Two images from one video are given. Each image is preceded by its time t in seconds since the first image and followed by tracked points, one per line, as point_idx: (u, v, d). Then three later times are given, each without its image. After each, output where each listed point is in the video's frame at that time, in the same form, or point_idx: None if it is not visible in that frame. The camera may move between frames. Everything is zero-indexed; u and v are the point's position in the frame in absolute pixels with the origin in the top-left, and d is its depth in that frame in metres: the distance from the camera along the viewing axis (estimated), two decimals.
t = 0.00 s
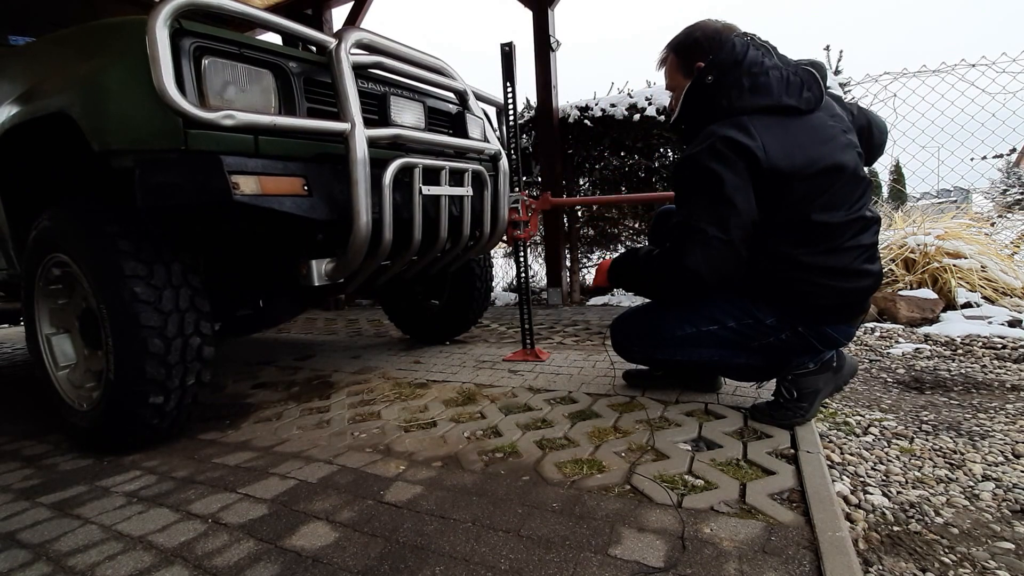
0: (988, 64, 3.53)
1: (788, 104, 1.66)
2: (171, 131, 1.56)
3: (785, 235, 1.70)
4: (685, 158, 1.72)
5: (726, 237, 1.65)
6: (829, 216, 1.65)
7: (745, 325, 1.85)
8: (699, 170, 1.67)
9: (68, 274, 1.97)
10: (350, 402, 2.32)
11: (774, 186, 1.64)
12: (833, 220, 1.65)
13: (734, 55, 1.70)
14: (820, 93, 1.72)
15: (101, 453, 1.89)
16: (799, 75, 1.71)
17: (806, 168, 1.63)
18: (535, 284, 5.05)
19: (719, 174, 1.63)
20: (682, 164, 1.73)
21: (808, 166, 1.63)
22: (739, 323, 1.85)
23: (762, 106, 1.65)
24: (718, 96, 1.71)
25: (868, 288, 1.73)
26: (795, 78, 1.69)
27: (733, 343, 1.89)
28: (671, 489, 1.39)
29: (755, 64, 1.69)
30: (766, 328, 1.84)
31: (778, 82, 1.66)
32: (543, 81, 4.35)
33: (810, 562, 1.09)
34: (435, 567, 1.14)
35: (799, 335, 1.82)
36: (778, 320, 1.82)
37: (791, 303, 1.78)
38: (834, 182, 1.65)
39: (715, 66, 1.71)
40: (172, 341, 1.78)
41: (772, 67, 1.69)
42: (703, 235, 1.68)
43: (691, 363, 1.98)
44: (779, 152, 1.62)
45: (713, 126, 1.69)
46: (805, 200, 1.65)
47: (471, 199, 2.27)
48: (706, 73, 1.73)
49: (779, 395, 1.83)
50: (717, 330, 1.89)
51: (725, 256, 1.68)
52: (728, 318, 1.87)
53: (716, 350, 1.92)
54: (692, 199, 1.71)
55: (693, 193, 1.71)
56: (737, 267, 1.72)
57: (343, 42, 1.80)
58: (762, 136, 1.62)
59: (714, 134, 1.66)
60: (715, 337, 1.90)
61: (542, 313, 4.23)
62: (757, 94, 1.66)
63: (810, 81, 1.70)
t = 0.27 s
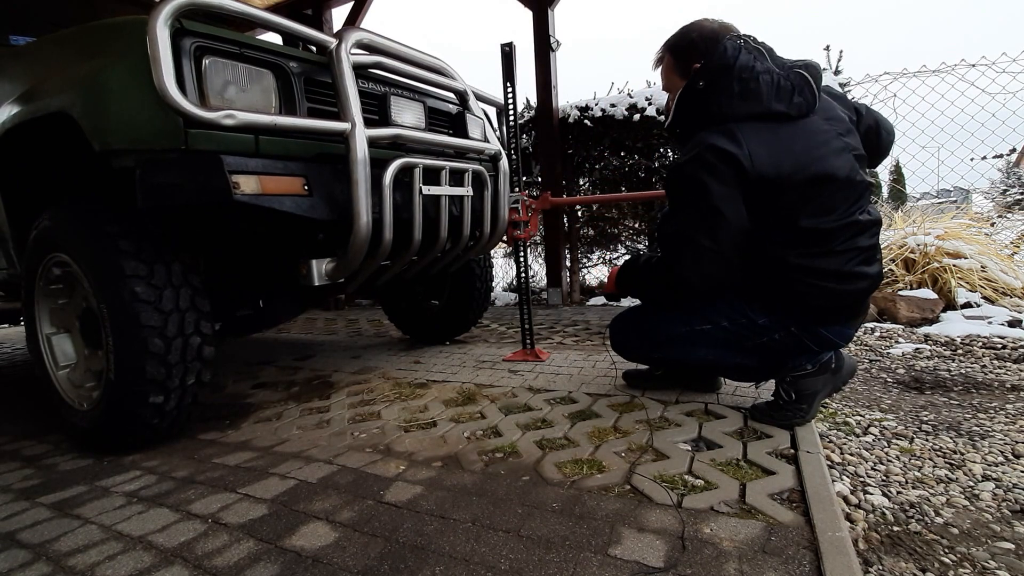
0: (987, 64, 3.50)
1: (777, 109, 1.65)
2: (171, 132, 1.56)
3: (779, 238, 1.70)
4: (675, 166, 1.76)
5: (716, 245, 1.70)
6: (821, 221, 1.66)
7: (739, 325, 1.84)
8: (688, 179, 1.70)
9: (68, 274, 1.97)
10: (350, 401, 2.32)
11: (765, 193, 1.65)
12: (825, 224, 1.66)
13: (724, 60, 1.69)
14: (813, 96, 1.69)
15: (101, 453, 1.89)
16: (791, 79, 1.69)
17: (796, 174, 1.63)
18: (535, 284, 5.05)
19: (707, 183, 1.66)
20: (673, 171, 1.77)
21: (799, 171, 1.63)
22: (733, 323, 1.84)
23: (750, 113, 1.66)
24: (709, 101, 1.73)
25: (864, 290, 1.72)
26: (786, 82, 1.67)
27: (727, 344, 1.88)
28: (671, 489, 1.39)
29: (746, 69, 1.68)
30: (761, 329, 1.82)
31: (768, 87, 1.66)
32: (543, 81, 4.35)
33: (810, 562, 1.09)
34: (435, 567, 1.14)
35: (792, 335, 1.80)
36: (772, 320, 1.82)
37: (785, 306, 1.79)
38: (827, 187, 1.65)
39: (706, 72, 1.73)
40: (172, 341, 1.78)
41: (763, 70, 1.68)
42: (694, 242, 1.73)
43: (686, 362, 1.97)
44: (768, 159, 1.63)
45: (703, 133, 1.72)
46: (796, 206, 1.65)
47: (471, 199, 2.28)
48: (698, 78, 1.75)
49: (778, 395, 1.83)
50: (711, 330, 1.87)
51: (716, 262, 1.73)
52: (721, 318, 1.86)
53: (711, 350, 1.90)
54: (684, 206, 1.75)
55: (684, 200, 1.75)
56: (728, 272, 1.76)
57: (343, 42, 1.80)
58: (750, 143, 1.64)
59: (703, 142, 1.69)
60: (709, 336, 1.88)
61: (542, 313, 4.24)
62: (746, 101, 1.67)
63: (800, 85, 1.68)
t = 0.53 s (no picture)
0: (987, 64, 3.49)
1: (784, 110, 1.66)
2: (171, 131, 1.56)
3: (783, 238, 1.70)
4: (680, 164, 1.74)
5: (722, 245, 1.69)
6: (823, 221, 1.67)
7: (742, 326, 1.84)
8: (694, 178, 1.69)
9: (68, 274, 1.97)
10: (350, 401, 2.32)
11: (770, 192, 1.66)
12: (827, 225, 1.68)
13: (730, 58, 1.68)
14: (817, 98, 1.72)
15: (101, 453, 1.89)
16: (798, 80, 1.70)
17: (802, 174, 1.63)
18: (535, 284, 5.05)
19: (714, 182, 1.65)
20: (677, 169, 1.75)
21: (804, 171, 1.64)
22: (736, 324, 1.85)
23: (759, 112, 1.65)
24: (714, 99, 1.71)
25: (863, 289, 1.75)
26: (793, 83, 1.68)
27: (730, 344, 1.88)
28: (671, 489, 1.39)
29: (753, 67, 1.68)
30: (764, 329, 1.83)
31: (775, 87, 1.66)
32: (543, 81, 4.35)
33: (810, 562, 1.09)
34: (435, 567, 1.14)
35: (795, 335, 1.80)
36: (775, 320, 1.82)
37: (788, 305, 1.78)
38: (830, 187, 1.67)
39: (713, 69, 1.71)
40: (172, 341, 1.78)
41: (770, 70, 1.68)
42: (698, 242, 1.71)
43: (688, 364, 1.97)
44: (773, 159, 1.62)
45: (709, 131, 1.70)
46: (800, 206, 1.66)
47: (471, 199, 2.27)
48: (703, 76, 1.73)
49: (778, 395, 1.83)
50: (714, 331, 1.88)
51: (720, 262, 1.72)
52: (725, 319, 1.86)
53: (713, 351, 1.91)
54: (688, 206, 1.74)
55: (688, 200, 1.73)
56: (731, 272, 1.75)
57: (343, 42, 1.80)
58: (756, 142, 1.63)
59: (710, 140, 1.67)
60: (712, 337, 1.89)
61: (542, 313, 4.24)
62: (754, 99, 1.66)
63: (808, 86, 1.69)
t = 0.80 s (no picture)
0: (987, 64, 3.53)
1: (800, 103, 1.74)
2: (171, 131, 1.56)
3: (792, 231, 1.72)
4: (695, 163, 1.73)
5: (745, 243, 1.67)
6: (830, 212, 1.71)
7: (744, 322, 1.84)
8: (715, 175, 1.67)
9: (68, 274, 1.97)
10: (350, 401, 2.32)
11: (784, 186, 1.68)
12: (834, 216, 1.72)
13: (741, 56, 1.76)
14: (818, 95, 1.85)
15: (101, 453, 1.89)
16: (802, 79, 1.84)
17: (814, 165, 1.68)
18: (535, 284, 5.06)
19: (737, 178, 1.64)
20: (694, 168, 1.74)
21: (814, 162, 1.69)
22: (739, 320, 1.85)
23: (780, 103, 1.71)
24: (729, 95, 1.73)
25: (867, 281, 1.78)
26: (800, 80, 1.81)
27: (732, 341, 1.88)
28: (671, 489, 1.39)
29: (763, 65, 1.77)
30: (766, 325, 1.82)
31: (789, 83, 1.75)
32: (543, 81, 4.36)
33: (810, 562, 1.09)
34: (435, 567, 1.14)
35: (798, 332, 1.80)
36: (778, 316, 1.81)
37: (793, 300, 1.78)
38: (836, 178, 1.73)
39: (724, 67, 1.75)
40: (172, 341, 1.78)
41: (778, 69, 1.78)
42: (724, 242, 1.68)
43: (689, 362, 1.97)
44: (791, 151, 1.65)
45: (725, 128, 1.71)
46: (811, 198, 1.70)
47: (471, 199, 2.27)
48: (713, 74, 1.77)
49: (779, 395, 1.83)
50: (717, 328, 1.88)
51: (740, 258, 1.70)
52: (727, 315, 1.86)
53: (714, 349, 1.91)
54: (706, 206, 1.72)
55: (706, 199, 1.71)
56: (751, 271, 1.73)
57: (343, 42, 1.80)
58: (775, 135, 1.66)
59: (728, 136, 1.68)
60: (713, 334, 1.89)
61: (542, 313, 4.24)
62: (769, 94, 1.73)
63: (811, 84, 1.83)
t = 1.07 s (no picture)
0: (987, 64, 3.55)
1: (779, 104, 1.79)
2: (171, 131, 1.56)
3: (781, 224, 1.76)
4: (687, 165, 1.76)
5: (743, 235, 1.68)
6: (815, 204, 1.76)
7: (742, 318, 1.85)
8: (707, 172, 1.69)
9: (68, 274, 1.97)
10: (350, 401, 2.32)
11: (772, 181, 1.72)
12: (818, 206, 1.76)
13: (721, 65, 1.81)
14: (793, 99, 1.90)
15: (101, 453, 1.89)
16: (777, 84, 1.88)
17: (795, 161, 1.73)
18: (535, 284, 5.06)
19: (729, 172, 1.66)
20: (686, 170, 1.76)
21: (796, 158, 1.74)
22: (738, 317, 1.85)
23: (761, 105, 1.75)
24: (713, 100, 1.76)
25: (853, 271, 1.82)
26: (775, 85, 1.85)
27: (732, 339, 1.88)
28: (671, 489, 1.39)
29: (741, 73, 1.81)
30: (763, 320, 1.83)
31: (766, 87, 1.80)
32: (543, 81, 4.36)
33: (810, 562, 1.09)
34: (435, 567, 1.14)
35: (793, 325, 1.82)
36: (775, 310, 1.83)
37: (786, 291, 1.80)
38: (815, 172, 1.79)
39: (706, 74, 1.79)
40: (172, 341, 1.78)
41: (755, 75, 1.82)
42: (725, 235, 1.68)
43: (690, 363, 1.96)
44: (775, 147, 1.70)
45: (711, 130, 1.74)
46: (796, 191, 1.75)
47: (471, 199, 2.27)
48: (697, 82, 1.79)
49: (778, 394, 1.83)
50: (717, 326, 1.88)
51: (739, 253, 1.71)
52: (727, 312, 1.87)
53: (713, 347, 1.91)
54: (702, 203, 1.73)
55: (701, 198, 1.73)
56: (750, 265, 1.73)
57: (343, 42, 1.80)
58: (758, 133, 1.71)
59: (717, 136, 1.71)
60: (713, 332, 1.89)
61: (542, 313, 4.24)
62: (750, 97, 1.76)
63: (786, 88, 1.88)
